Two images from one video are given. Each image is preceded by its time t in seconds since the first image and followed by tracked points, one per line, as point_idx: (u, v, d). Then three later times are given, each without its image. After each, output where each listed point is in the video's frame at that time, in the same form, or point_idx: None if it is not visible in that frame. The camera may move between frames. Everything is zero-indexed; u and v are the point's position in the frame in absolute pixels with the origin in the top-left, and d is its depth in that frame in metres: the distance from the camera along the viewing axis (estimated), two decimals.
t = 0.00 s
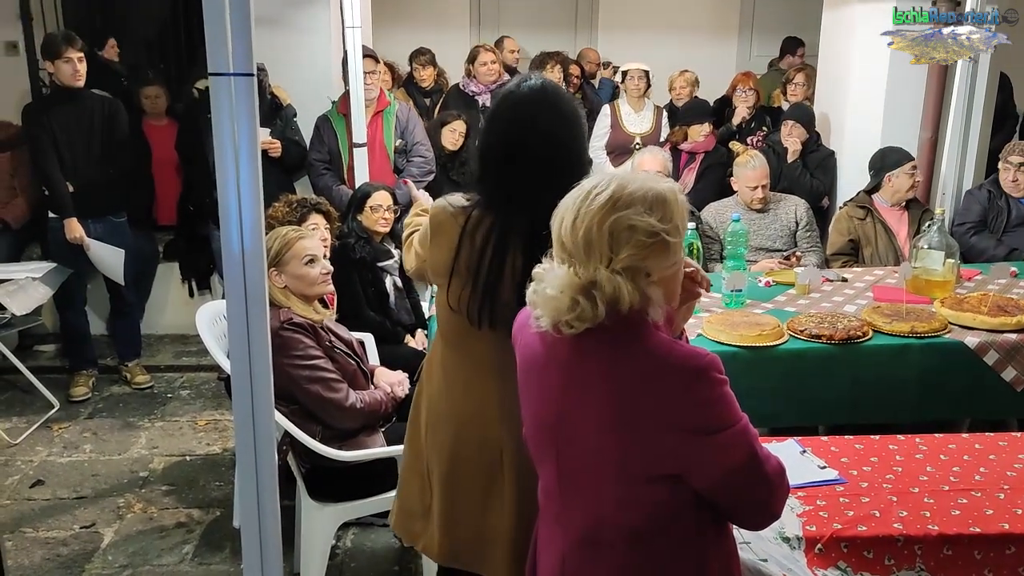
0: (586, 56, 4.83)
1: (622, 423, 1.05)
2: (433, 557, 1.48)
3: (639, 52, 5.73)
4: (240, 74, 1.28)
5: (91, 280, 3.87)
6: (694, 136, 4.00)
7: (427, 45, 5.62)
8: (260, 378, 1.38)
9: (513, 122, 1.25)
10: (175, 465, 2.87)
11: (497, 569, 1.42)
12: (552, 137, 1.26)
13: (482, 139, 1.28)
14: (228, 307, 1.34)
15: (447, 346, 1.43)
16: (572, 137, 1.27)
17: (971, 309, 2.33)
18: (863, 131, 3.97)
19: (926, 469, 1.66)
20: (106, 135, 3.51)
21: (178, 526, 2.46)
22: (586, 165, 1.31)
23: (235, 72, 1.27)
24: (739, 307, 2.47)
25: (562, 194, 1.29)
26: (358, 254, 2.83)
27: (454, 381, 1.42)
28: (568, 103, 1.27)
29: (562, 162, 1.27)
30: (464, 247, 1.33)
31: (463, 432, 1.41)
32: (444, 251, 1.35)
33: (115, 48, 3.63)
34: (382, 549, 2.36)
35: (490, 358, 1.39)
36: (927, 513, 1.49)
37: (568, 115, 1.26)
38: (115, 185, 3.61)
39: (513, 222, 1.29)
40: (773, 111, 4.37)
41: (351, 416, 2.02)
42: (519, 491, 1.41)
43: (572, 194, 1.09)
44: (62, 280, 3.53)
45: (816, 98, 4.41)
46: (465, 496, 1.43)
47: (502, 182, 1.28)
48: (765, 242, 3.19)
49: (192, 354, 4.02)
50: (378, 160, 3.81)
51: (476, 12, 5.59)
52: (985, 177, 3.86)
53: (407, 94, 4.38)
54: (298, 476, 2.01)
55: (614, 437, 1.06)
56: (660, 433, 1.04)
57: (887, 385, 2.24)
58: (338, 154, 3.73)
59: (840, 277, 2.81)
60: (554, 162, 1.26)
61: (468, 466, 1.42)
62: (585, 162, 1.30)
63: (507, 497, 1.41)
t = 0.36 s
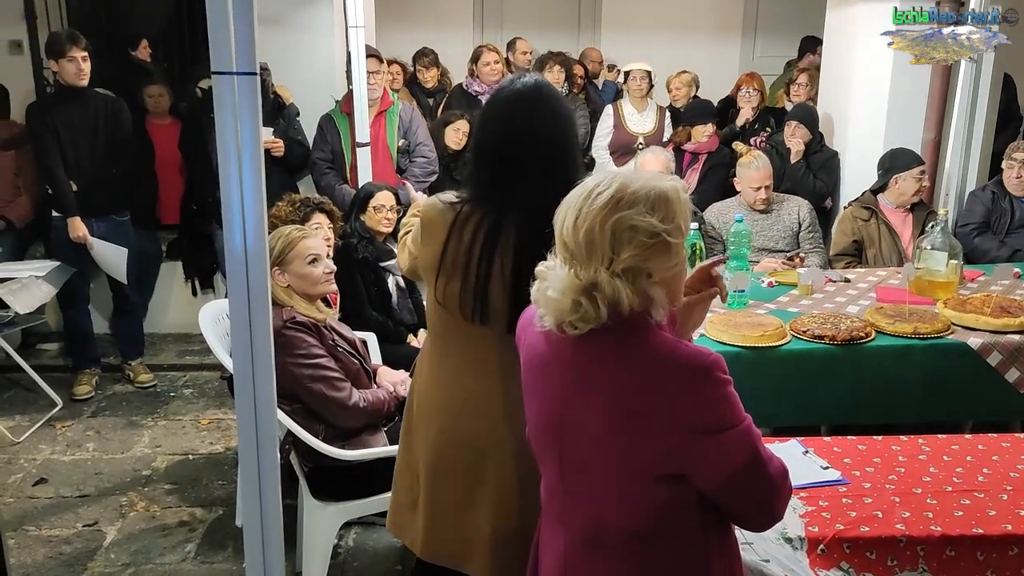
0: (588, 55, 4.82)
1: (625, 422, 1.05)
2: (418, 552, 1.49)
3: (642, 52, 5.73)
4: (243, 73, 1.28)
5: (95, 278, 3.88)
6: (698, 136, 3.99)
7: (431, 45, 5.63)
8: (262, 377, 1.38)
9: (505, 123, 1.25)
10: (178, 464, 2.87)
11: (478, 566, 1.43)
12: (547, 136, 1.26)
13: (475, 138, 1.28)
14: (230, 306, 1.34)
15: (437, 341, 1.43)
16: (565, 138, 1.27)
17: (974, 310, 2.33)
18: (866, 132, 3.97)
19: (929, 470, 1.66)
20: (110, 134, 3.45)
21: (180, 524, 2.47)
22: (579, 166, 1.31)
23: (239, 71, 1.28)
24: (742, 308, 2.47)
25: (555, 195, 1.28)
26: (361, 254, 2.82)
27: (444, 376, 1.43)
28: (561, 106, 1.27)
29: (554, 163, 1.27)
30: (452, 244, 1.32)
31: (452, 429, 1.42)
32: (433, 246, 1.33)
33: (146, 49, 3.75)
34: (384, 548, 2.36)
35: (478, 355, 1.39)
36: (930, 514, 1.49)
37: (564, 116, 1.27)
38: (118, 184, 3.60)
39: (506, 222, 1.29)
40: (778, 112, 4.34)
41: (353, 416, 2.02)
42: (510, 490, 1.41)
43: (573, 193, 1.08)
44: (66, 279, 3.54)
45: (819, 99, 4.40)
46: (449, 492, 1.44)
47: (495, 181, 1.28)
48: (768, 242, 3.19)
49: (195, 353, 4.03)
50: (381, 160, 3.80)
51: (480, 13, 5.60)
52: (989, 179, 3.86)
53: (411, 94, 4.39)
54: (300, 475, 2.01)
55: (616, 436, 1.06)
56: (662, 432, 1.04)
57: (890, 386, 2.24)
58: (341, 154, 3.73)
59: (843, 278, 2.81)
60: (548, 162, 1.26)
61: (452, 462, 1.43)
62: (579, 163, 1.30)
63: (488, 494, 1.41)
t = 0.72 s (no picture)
0: (596, 52, 4.86)
1: (635, 420, 1.05)
2: (393, 542, 1.50)
3: (648, 51, 5.73)
4: (255, 72, 1.28)
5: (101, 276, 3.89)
6: (704, 136, 3.99)
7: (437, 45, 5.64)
8: (272, 375, 1.38)
9: (469, 117, 1.28)
10: (184, 462, 2.88)
11: (449, 555, 1.45)
12: (510, 133, 1.28)
13: (442, 134, 1.31)
14: (241, 304, 1.34)
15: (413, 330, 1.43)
16: (529, 134, 1.30)
17: (982, 312, 2.33)
18: (873, 133, 3.96)
19: (938, 471, 1.66)
20: (117, 131, 3.51)
21: (186, 523, 2.47)
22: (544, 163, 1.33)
23: (250, 70, 1.28)
24: (749, 309, 2.46)
25: (518, 189, 1.31)
26: (367, 253, 2.81)
27: (420, 366, 1.43)
28: (527, 103, 1.30)
29: (519, 158, 1.29)
30: (419, 238, 1.33)
31: (430, 421, 1.42)
32: (402, 240, 1.35)
33: (185, 48, 3.77)
34: (390, 547, 2.36)
35: (454, 346, 1.39)
36: (938, 515, 1.49)
37: (529, 114, 1.30)
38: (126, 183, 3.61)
39: (473, 215, 1.30)
40: (785, 113, 4.34)
41: (360, 415, 2.02)
42: (494, 485, 1.41)
43: (581, 196, 1.08)
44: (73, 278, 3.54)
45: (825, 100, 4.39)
46: (425, 481, 1.45)
47: (459, 175, 1.30)
48: (775, 243, 3.19)
49: (201, 351, 4.03)
50: (387, 159, 3.79)
51: (486, 12, 5.60)
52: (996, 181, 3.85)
53: (418, 93, 4.41)
54: (308, 474, 2.01)
55: (626, 434, 1.06)
56: (672, 431, 1.04)
57: (896, 388, 2.23)
58: (347, 152, 3.72)
59: (850, 279, 2.81)
60: (511, 157, 1.29)
61: (424, 450, 1.44)
62: (543, 159, 1.33)
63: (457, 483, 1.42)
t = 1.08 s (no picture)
0: (612, 53, 4.87)
1: (640, 419, 1.05)
2: (363, 542, 1.52)
3: (653, 52, 5.73)
4: (263, 72, 1.28)
5: (106, 275, 3.89)
6: (709, 136, 3.99)
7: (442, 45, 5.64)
8: (279, 374, 1.38)
9: (444, 117, 1.30)
10: (188, 461, 2.88)
11: (419, 553, 1.48)
12: (486, 133, 1.31)
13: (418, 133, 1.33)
14: (248, 303, 1.34)
15: (385, 330, 1.46)
16: (502, 135, 1.32)
17: (988, 313, 2.32)
18: (879, 134, 3.95)
19: (944, 472, 1.65)
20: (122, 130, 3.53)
21: (191, 521, 2.47)
22: (516, 164, 1.36)
23: (259, 69, 1.28)
24: (754, 309, 2.46)
25: (491, 188, 1.33)
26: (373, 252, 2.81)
27: (394, 366, 1.44)
28: (501, 103, 1.32)
29: (493, 158, 1.32)
30: (395, 234, 1.37)
31: (402, 416, 1.44)
32: (378, 237, 1.39)
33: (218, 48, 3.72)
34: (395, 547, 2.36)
35: (426, 346, 1.41)
36: (944, 517, 1.48)
37: (505, 116, 1.32)
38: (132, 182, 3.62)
39: (447, 212, 1.33)
40: (791, 114, 4.34)
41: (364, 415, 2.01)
42: (463, 479, 1.44)
43: (583, 198, 1.08)
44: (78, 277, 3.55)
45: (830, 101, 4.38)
46: (397, 476, 1.47)
47: (434, 174, 1.33)
48: (780, 244, 3.18)
49: (206, 351, 4.03)
50: (392, 158, 3.79)
51: (491, 12, 5.60)
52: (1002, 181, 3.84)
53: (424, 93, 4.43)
54: (312, 474, 2.01)
55: (632, 433, 1.06)
56: (677, 428, 1.04)
57: (902, 389, 2.23)
58: (352, 152, 3.73)
59: (855, 280, 2.80)
60: (485, 157, 1.32)
61: (397, 448, 1.46)
62: (515, 160, 1.35)
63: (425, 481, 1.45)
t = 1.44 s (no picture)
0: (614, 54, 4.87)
1: (645, 422, 1.05)
2: (361, 542, 1.52)
3: (656, 52, 5.73)
4: (269, 73, 1.28)
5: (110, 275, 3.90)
6: (713, 137, 4.00)
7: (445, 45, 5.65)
8: (283, 374, 1.38)
9: (436, 115, 1.32)
10: (192, 461, 2.88)
11: (418, 553, 1.48)
12: (474, 131, 1.32)
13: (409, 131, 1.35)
14: (253, 304, 1.34)
15: (378, 330, 1.46)
16: (494, 133, 1.34)
17: (993, 314, 2.32)
18: (884, 135, 3.95)
19: (949, 474, 1.65)
20: (126, 130, 3.53)
21: (194, 522, 2.47)
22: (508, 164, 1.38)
23: (264, 70, 1.28)
24: (757, 311, 2.46)
25: (482, 185, 1.35)
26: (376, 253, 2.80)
27: (391, 366, 1.44)
28: (492, 103, 1.34)
29: (482, 156, 1.34)
30: (387, 232, 1.38)
31: (397, 415, 1.44)
32: (371, 237, 1.40)
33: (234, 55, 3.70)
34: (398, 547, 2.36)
35: (424, 346, 1.41)
36: (949, 519, 1.48)
37: (494, 115, 1.34)
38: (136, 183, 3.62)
39: (439, 211, 1.34)
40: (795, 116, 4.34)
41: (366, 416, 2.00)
42: (460, 478, 1.44)
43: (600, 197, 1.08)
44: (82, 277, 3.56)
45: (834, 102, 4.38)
46: (394, 477, 1.47)
47: (425, 171, 1.34)
48: (783, 246, 3.18)
49: (210, 351, 4.03)
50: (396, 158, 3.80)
51: (495, 13, 5.60)
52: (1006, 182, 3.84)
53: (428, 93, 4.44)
54: (315, 474, 2.00)
55: (638, 437, 1.06)
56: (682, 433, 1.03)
57: (906, 390, 2.23)
58: (356, 152, 3.74)
59: (859, 281, 2.80)
60: (474, 155, 1.33)
61: (394, 448, 1.45)
62: (507, 159, 1.37)
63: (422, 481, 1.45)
